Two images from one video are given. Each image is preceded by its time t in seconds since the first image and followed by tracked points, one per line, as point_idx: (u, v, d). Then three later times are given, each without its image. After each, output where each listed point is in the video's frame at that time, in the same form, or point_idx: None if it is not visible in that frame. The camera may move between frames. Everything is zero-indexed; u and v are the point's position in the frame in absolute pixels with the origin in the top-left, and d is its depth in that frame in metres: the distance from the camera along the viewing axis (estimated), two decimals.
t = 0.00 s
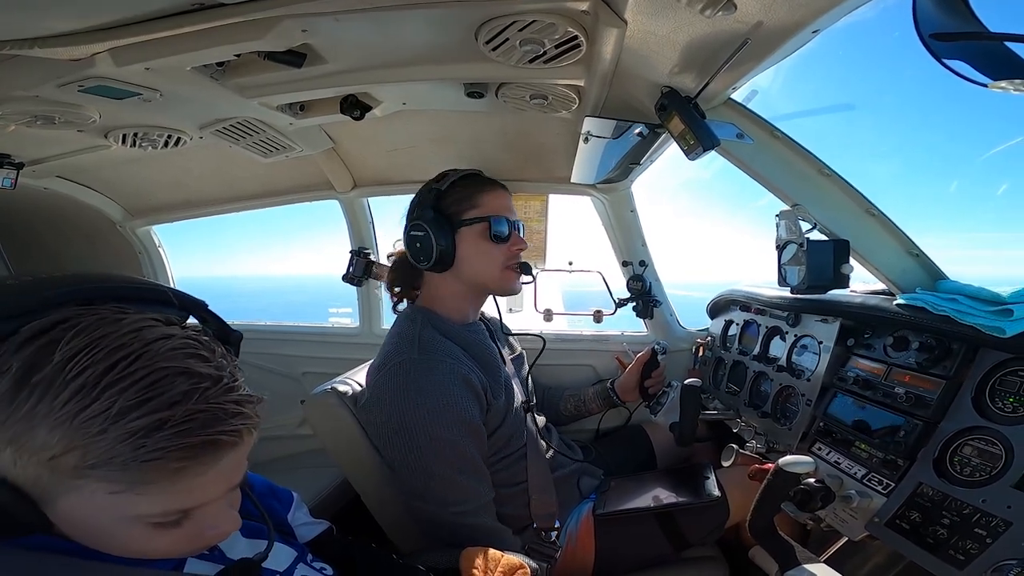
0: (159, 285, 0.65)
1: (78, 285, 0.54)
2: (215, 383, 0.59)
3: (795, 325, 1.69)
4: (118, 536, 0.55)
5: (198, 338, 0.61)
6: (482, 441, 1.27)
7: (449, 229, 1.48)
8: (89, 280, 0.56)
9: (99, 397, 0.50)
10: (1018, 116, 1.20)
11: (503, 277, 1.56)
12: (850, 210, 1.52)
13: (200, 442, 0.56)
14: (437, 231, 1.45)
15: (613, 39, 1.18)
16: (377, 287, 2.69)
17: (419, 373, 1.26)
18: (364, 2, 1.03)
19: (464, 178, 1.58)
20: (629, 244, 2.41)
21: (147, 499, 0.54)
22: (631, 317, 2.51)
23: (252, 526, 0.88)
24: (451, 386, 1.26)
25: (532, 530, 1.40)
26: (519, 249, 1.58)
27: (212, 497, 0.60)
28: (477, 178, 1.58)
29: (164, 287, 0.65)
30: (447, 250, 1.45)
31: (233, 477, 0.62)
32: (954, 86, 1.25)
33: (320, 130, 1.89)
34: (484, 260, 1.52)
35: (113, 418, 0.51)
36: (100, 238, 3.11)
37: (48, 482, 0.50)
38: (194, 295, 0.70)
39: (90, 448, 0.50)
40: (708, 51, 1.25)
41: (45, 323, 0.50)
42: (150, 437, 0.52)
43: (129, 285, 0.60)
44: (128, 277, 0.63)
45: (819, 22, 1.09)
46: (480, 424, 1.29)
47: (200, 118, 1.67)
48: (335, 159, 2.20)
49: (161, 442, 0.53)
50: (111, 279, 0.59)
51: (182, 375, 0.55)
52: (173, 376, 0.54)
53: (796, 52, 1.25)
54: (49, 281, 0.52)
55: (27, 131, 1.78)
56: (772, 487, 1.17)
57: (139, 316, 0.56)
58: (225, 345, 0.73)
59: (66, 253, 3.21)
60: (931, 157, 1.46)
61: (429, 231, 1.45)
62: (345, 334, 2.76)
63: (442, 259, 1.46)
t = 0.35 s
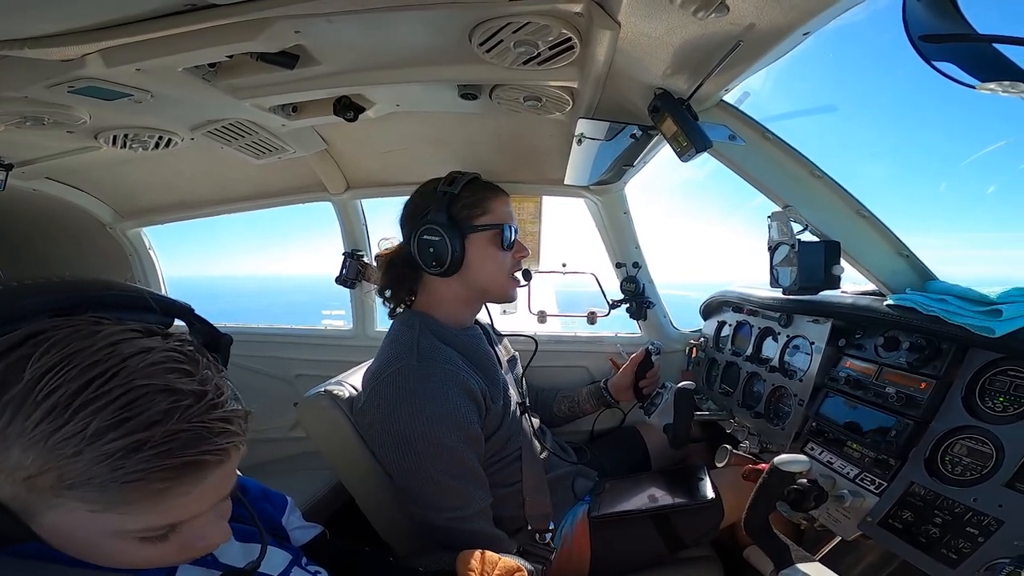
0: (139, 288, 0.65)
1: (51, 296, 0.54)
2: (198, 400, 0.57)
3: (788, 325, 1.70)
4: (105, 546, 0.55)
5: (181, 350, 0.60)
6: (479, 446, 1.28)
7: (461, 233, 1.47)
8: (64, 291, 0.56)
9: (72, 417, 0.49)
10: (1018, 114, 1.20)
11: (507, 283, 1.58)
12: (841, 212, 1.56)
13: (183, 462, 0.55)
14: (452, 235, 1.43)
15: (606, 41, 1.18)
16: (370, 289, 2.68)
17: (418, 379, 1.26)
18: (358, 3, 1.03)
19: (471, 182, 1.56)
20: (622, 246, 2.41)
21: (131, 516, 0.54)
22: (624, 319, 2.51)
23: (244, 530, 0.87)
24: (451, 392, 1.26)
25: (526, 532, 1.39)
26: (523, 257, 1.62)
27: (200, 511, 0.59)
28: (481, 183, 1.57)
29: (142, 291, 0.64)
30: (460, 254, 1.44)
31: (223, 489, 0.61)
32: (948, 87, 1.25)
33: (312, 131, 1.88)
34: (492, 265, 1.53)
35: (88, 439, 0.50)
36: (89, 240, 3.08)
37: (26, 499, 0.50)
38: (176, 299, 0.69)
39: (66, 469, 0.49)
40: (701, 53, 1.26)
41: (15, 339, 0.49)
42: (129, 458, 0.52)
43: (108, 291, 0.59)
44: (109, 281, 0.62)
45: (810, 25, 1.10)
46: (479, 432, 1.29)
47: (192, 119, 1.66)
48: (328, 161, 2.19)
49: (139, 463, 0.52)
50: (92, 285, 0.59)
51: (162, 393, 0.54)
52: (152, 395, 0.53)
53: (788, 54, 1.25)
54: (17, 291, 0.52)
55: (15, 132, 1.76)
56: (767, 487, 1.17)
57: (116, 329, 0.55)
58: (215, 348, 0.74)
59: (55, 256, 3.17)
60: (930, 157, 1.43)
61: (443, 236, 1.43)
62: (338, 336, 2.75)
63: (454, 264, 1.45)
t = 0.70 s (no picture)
0: (129, 286, 0.65)
1: (37, 294, 0.54)
2: (190, 396, 0.57)
3: (785, 325, 1.71)
4: (99, 545, 0.55)
5: (172, 347, 0.60)
6: (474, 443, 1.27)
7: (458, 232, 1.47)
8: (52, 289, 0.56)
9: (62, 414, 0.49)
10: (1016, 116, 1.21)
11: (502, 284, 1.58)
12: (839, 213, 1.54)
13: (175, 459, 0.55)
14: (447, 234, 1.43)
15: (605, 40, 1.18)
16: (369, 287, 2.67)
17: (412, 371, 1.26)
18: (357, 2, 1.03)
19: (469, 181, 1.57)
20: (620, 245, 2.42)
21: (124, 514, 0.54)
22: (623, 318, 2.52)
23: (242, 530, 0.87)
24: (447, 388, 1.26)
25: (524, 531, 1.40)
26: (518, 257, 1.62)
27: (194, 509, 0.59)
28: (477, 182, 1.58)
29: (133, 289, 0.64)
30: (456, 254, 1.44)
31: (219, 485, 0.62)
32: (948, 88, 1.26)
33: (311, 130, 1.88)
34: (487, 265, 1.53)
35: (78, 436, 0.50)
36: (86, 239, 3.07)
37: (19, 498, 0.50)
38: (166, 295, 0.69)
39: (57, 467, 0.49)
40: (700, 53, 1.26)
41: (3, 337, 0.49)
42: (120, 455, 0.51)
43: (98, 289, 0.60)
44: (99, 280, 0.62)
45: (809, 25, 1.10)
46: (474, 425, 1.29)
47: (190, 117, 1.65)
48: (327, 160, 2.19)
49: (131, 460, 0.52)
50: (81, 283, 0.59)
51: (153, 390, 0.54)
52: (142, 391, 0.53)
53: (789, 53, 1.26)
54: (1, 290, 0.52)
55: (12, 130, 1.76)
56: (765, 486, 1.18)
57: (106, 326, 0.55)
58: (209, 346, 0.74)
59: (52, 254, 3.16)
60: (927, 157, 1.46)
61: (438, 235, 1.42)
62: (336, 334, 2.75)
63: (449, 263, 1.44)
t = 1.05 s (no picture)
0: (133, 277, 0.65)
1: (44, 279, 0.55)
2: (192, 376, 0.59)
3: (787, 323, 1.71)
4: (101, 532, 0.56)
5: (175, 330, 0.61)
6: (474, 438, 1.28)
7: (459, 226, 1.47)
8: (58, 274, 0.57)
9: (70, 391, 0.51)
10: (1014, 118, 1.22)
11: (502, 280, 1.58)
12: (842, 212, 1.53)
13: (177, 436, 0.57)
14: (449, 228, 1.43)
15: (608, 38, 1.18)
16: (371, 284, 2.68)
17: (411, 367, 1.27)
18: None
19: (474, 176, 1.57)
20: (622, 242, 2.42)
21: (126, 496, 0.55)
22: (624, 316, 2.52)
23: (244, 525, 0.88)
24: (446, 379, 1.27)
25: (525, 528, 1.41)
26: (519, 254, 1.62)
27: (194, 492, 0.60)
28: (481, 178, 1.57)
29: (138, 279, 0.64)
30: (457, 249, 1.44)
31: (217, 470, 0.63)
32: (947, 88, 1.27)
33: (313, 127, 1.88)
34: (488, 261, 1.53)
35: (85, 413, 0.51)
36: (89, 235, 3.07)
37: (25, 480, 0.51)
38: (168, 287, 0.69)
39: (63, 444, 0.51)
40: (703, 51, 1.26)
41: (13, 317, 0.50)
42: (125, 432, 0.53)
43: (104, 276, 0.61)
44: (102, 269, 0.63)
45: (813, 23, 1.10)
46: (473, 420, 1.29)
47: (192, 114, 1.66)
48: (329, 157, 2.19)
49: (135, 436, 0.53)
50: (86, 271, 0.60)
51: (157, 367, 0.56)
52: (147, 368, 0.55)
53: (791, 51, 1.25)
54: (9, 276, 0.53)
55: (15, 127, 1.76)
56: (766, 484, 1.18)
57: (111, 309, 0.57)
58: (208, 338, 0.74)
59: (55, 250, 3.17)
60: (924, 156, 1.47)
61: (441, 230, 1.43)
62: (338, 331, 2.75)
63: (451, 258, 1.45)
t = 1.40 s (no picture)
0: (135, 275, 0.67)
1: (51, 271, 0.56)
2: (194, 359, 0.60)
3: (792, 320, 1.70)
4: (107, 520, 0.56)
5: (177, 319, 0.62)
6: (475, 433, 1.27)
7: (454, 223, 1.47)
8: (65, 266, 0.58)
9: (78, 372, 0.51)
10: (1015, 118, 1.25)
11: (502, 275, 1.57)
12: (847, 208, 1.52)
13: (181, 416, 0.57)
14: (444, 224, 1.44)
15: (612, 33, 1.17)
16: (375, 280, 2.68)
17: (413, 361, 1.27)
18: None
19: (477, 172, 1.57)
20: (626, 239, 2.42)
21: (132, 479, 0.55)
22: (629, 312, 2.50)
23: (247, 521, 0.87)
24: (448, 371, 1.27)
25: (529, 523, 1.41)
26: (518, 247, 1.61)
27: (197, 478, 0.60)
28: (480, 172, 1.57)
29: (141, 275, 0.66)
30: (453, 245, 1.45)
31: (220, 456, 0.63)
32: (947, 87, 1.28)
33: (317, 124, 1.88)
34: (485, 255, 1.53)
35: (92, 393, 0.52)
36: (95, 232, 3.09)
37: (32, 465, 0.52)
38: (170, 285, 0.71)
39: (71, 425, 0.51)
40: (708, 46, 1.25)
41: (22, 305, 0.51)
42: (131, 411, 0.53)
43: (108, 271, 0.62)
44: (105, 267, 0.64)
45: (819, 18, 1.09)
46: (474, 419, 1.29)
47: (196, 112, 1.66)
48: (333, 153, 2.20)
49: (141, 416, 0.54)
50: (90, 266, 0.61)
51: (161, 350, 0.57)
52: (151, 351, 0.56)
53: (796, 48, 1.24)
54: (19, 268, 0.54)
55: (21, 125, 1.77)
56: (769, 482, 1.17)
57: (116, 297, 0.58)
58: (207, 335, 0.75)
59: (62, 247, 3.19)
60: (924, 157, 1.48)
61: (435, 226, 1.44)
62: (343, 327, 2.77)
63: (447, 253, 1.46)
